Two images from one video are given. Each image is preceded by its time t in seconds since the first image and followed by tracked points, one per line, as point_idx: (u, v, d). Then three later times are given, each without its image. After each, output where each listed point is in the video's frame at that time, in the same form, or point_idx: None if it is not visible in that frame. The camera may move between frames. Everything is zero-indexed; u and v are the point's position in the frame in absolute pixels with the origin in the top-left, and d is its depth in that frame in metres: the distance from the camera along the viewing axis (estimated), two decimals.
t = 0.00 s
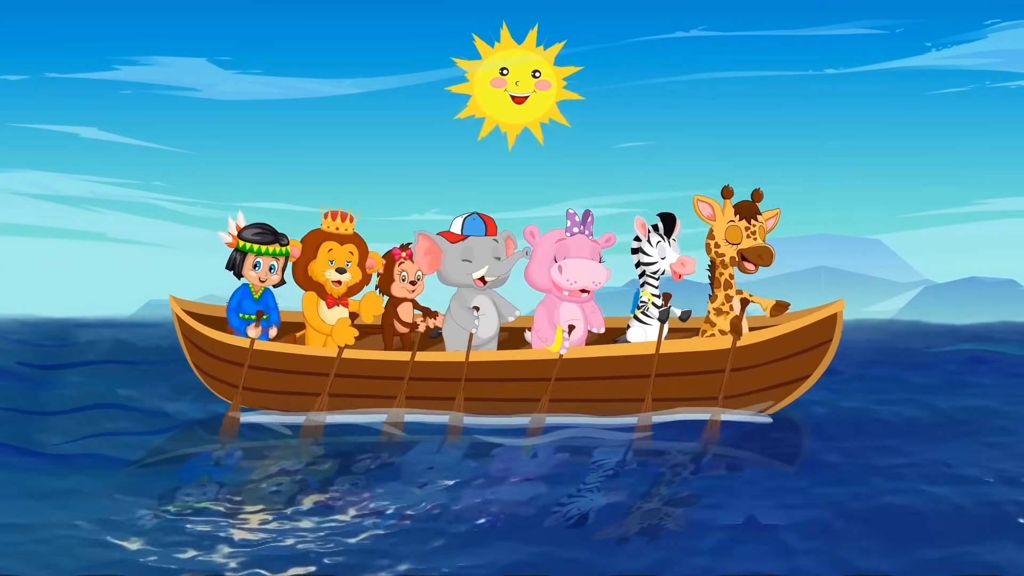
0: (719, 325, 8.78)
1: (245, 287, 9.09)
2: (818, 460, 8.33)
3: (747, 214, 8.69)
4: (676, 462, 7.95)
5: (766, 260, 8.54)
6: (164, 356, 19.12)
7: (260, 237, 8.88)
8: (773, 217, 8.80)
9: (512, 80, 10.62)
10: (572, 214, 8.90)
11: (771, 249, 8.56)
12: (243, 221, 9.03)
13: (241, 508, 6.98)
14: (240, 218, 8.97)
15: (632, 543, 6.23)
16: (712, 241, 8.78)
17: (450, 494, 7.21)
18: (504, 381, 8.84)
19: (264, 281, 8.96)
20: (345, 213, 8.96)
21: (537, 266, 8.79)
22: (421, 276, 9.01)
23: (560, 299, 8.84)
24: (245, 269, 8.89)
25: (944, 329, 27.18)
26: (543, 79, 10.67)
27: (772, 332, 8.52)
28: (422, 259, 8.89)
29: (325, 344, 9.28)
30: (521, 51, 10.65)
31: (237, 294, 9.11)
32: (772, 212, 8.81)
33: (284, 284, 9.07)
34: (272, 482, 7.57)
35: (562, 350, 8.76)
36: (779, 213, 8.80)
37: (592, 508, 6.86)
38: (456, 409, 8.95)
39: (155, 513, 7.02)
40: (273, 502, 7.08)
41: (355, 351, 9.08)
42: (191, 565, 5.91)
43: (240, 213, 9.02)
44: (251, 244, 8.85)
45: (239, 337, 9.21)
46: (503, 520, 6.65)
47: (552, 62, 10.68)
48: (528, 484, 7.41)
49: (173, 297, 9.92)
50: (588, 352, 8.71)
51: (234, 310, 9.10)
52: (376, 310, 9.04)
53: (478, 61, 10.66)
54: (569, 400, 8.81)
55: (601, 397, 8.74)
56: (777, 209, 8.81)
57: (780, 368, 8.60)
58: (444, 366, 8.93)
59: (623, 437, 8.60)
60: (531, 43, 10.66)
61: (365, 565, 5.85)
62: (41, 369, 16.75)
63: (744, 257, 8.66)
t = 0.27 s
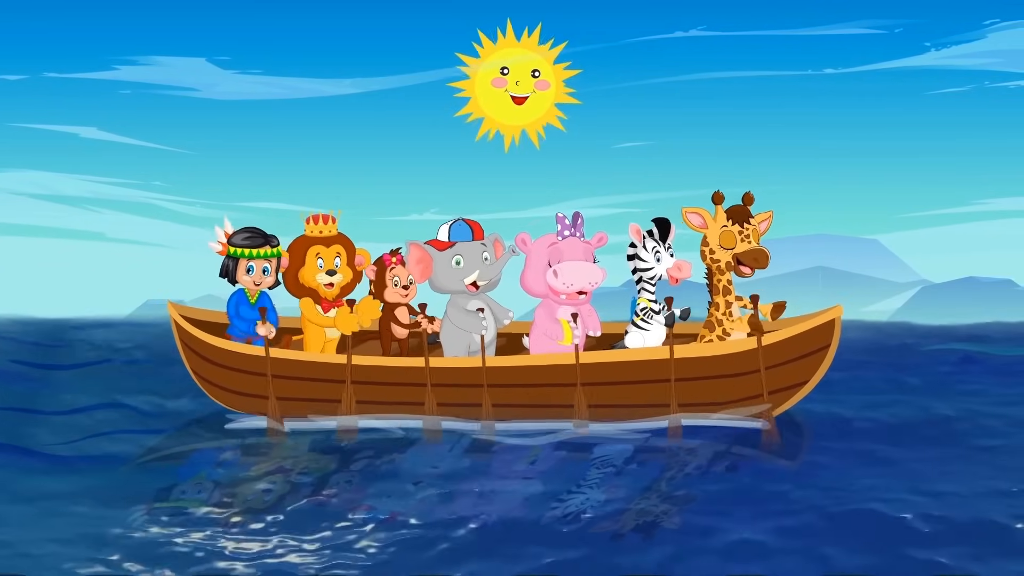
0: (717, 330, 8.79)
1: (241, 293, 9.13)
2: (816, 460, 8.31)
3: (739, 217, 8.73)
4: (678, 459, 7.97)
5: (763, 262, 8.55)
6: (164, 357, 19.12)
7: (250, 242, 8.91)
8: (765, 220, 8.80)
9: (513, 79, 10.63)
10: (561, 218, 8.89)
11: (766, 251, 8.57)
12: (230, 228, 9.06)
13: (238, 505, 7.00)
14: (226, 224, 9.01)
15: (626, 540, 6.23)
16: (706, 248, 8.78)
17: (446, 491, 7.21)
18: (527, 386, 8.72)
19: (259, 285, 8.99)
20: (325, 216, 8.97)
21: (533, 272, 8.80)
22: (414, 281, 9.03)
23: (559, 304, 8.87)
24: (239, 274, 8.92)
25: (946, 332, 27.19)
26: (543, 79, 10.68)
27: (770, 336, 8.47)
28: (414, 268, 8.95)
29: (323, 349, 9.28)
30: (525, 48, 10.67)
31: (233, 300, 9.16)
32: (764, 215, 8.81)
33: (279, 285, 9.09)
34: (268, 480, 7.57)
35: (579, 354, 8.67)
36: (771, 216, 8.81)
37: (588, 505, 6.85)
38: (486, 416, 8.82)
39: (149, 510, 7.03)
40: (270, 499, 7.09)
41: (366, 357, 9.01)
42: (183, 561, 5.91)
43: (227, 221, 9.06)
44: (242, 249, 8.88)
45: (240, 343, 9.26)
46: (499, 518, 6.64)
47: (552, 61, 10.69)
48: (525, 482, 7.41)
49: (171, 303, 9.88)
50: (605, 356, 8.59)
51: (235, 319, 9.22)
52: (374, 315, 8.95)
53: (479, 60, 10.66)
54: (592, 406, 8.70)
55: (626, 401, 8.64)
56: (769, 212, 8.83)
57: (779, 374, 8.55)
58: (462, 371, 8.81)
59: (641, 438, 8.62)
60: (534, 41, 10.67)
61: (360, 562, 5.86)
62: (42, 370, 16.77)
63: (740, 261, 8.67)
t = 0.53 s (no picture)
0: (716, 332, 8.78)
1: (237, 294, 9.09)
2: (815, 460, 8.29)
3: (731, 219, 8.68)
4: (683, 459, 7.94)
5: (758, 262, 8.52)
6: (162, 357, 19.09)
7: (240, 243, 8.86)
8: (759, 219, 8.78)
9: (513, 79, 10.61)
10: (551, 218, 8.87)
11: (762, 251, 8.55)
12: (219, 232, 9.00)
13: (234, 505, 6.98)
14: (215, 228, 8.97)
15: (621, 539, 6.22)
16: (701, 250, 8.77)
17: (441, 490, 7.20)
18: (548, 388, 8.64)
19: (253, 285, 8.96)
20: (311, 216, 8.98)
21: (528, 275, 8.78)
22: (406, 282, 9.01)
23: (557, 303, 8.85)
24: (233, 276, 8.87)
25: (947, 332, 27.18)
26: (542, 79, 10.67)
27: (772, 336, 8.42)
28: (408, 272, 8.93)
29: (321, 350, 9.26)
30: (525, 47, 10.65)
31: (230, 303, 9.11)
32: (757, 214, 8.79)
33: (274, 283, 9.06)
34: (262, 480, 7.55)
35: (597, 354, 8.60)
36: (764, 215, 8.79)
37: (585, 505, 6.83)
38: (509, 417, 8.76)
39: (142, 510, 7.02)
40: (266, 499, 7.07)
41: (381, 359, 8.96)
42: (175, 561, 5.89)
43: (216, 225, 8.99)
44: (233, 251, 8.83)
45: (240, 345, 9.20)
46: (495, 517, 6.63)
47: (552, 61, 10.67)
48: (522, 482, 7.39)
49: (171, 304, 9.87)
50: (622, 357, 8.55)
51: (236, 320, 9.16)
52: (373, 314, 8.97)
53: (479, 60, 10.64)
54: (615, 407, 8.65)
55: (656, 401, 8.60)
56: (763, 211, 8.80)
57: (778, 375, 8.51)
58: (481, 372, 8.74)
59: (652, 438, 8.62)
60: (535, 41, 10.65)
61: (354, 559, 5.84)
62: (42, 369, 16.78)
63: (736, 262, 8.65)
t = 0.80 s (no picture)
0: (715, 328, 8.83)
1: (236, 291, 9.11)
2: (812, 460, 8.33)
3: (730, 216, 8.72)
4: (674, 461, 7.96)
5: (757, 259, 8.53)
6: (163, 356, 19.12)
7: (240, 240, 8.89)
8: (758, 216, 8.80)
9: (512, 79, 10.63)
10: (551, 215, 8.88)
11: (761, 247, 8.55)
12: (218, 229, 9.02)
13: (232, 507, 7.00)
14: (214, 225, 8.99)
15: (617, 540, 6.24)
16: (700, 247, 8.78)
17: (439, 491, 7.22)
18: (542, 384, 8.65)
19: (252, 282, 8.96)
20: (311, 213, 8.95)
21: (527, 272, 8.79)
22: (405, 280, 9.02)
23: (555, 301, 8.85)
24: (232, 273, 8.88)
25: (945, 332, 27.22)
26: (542, 79, 10.68)
27: (771, 332, 8.44)
28: (407, 269, 8.93)
29: (320, 347, 9.28)
30: (520, 49, 10.66)
31: (229, 299, 9.13)
32: (757, 211, 8.81)
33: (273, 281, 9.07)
34: (261, 480, 7.59)
35: (592, 351, 8.57)
36: (762, 212, 8.80)
37: (582, 506, 6.86)
38: (500, 413, 8.79)
39: (139, 511, 7.06)
40: (264, 500, 7.09)
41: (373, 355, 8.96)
42: (173, 563, 5.92)
43: (216, 221, 9.01)
44: (232, 248, 8.84)
45: (238, 342, 9.22)
46: (492, 518, 6.65)
47: (552, 61, 10.68)
48: (519, 483, 7.42)
49: (169, 301, 9.88)
50: (617, 354, 8.52)
51: (232, 318, 9.21)
52: (371, 311, 9.00)
53: (478, 61, 10.67)
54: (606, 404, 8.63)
55: (645, 399, 8.60)
56: (763, 208, 8.81)
57: (777, 371, 8.53)
58: (474, 369, 8.73)
59: (645, 438, 8.66)
60: (533, 41, 10.66)
61: (351, 561, 5.87)
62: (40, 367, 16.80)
63: (734, 259, 8.66)
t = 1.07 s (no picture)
0: (712, 324, 8.85)
1: (236, 286, 9.09)
2: (810, 461, 8.32)
3: (734, 212, 8.68)
4: (668, 463, 7.93)
5: (757, 257, 8.53)
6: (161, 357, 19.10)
7: (246, 236, 8.86)
8: (762, 214, 8.79)
9: (512, 80, 10.62)
10: (557, 211, 8.89)
11: (761, 246, 8.55)
12: (226, 222, 9.03)
13: (231, 510, 6.97)
14: (223, 218, 8.98)
15: (620, 544, 6.22)
16: (701, 241, 8.78)
17: (438, 494, 7.21)
18: (521, 379, 8.77)
19: (252, 279, 8.95)
20: (324, 210, 8.96)
21: (527, 265, 8.79)
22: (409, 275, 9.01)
23: (552, 298, 8.85)
24: (234, 267, 8.91)
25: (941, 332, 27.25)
26: (542, 79, 10.65)
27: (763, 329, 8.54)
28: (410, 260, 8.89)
29: (318, 341, 9.26)
30: (519, 49, 10.66)
31: (228, 294, 9.10)
32: (760, 209, 8.82)
33: (274, 280, 9.05)
34: (263, 483, 7.59)
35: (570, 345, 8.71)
36: (766, 210, 8.83)
37: (581, 509, 6.85)
38: (475, 409, 8.90)
39: (141, 514, 7.01)
40: (262, 503, 7.07)
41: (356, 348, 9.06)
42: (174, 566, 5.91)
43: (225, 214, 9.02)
44: (238, 243, 8.85)
45: (233, 336, 9.21)
46: (492, 522, 6.64)
47: (552, 62, 10.67)
48: (518, 485, 7.40)
49: (166, 295, 9.85)
50: (593, 349, 8.64)
51: (227, 314, 9.14)
52: (367, 310, 9.04)
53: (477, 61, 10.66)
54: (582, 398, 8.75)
55: (614, 394, 8.71)
56: (766, 206, 8.83)
57: (773, 366, 8.58)
58: (455, 364, 8.87)
59: (634, 440, 8.57)
60: (532, 42, 10.65)
61: (351, 565, 5.86)
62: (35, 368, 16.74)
63: (734, 255, 8.66)
